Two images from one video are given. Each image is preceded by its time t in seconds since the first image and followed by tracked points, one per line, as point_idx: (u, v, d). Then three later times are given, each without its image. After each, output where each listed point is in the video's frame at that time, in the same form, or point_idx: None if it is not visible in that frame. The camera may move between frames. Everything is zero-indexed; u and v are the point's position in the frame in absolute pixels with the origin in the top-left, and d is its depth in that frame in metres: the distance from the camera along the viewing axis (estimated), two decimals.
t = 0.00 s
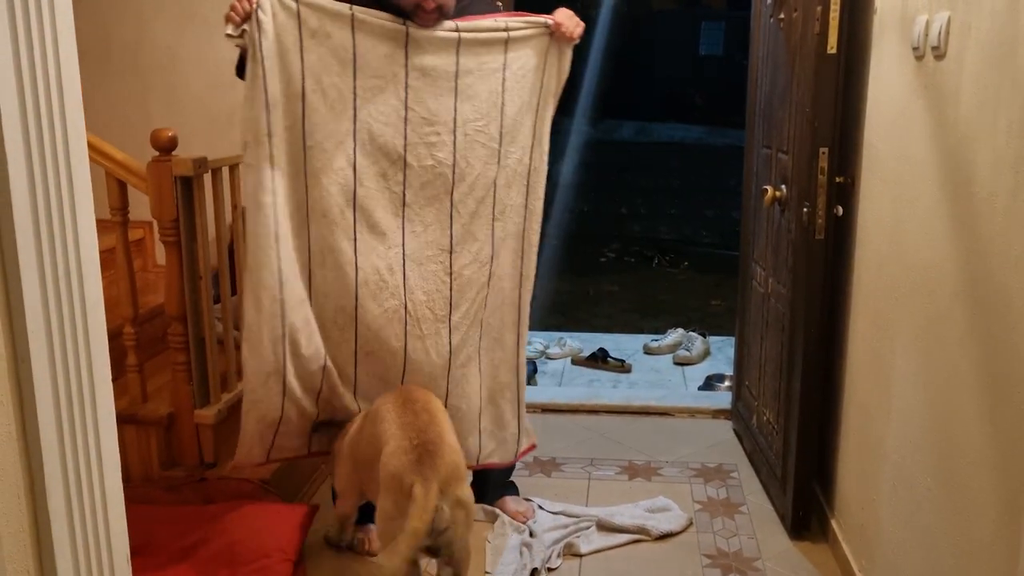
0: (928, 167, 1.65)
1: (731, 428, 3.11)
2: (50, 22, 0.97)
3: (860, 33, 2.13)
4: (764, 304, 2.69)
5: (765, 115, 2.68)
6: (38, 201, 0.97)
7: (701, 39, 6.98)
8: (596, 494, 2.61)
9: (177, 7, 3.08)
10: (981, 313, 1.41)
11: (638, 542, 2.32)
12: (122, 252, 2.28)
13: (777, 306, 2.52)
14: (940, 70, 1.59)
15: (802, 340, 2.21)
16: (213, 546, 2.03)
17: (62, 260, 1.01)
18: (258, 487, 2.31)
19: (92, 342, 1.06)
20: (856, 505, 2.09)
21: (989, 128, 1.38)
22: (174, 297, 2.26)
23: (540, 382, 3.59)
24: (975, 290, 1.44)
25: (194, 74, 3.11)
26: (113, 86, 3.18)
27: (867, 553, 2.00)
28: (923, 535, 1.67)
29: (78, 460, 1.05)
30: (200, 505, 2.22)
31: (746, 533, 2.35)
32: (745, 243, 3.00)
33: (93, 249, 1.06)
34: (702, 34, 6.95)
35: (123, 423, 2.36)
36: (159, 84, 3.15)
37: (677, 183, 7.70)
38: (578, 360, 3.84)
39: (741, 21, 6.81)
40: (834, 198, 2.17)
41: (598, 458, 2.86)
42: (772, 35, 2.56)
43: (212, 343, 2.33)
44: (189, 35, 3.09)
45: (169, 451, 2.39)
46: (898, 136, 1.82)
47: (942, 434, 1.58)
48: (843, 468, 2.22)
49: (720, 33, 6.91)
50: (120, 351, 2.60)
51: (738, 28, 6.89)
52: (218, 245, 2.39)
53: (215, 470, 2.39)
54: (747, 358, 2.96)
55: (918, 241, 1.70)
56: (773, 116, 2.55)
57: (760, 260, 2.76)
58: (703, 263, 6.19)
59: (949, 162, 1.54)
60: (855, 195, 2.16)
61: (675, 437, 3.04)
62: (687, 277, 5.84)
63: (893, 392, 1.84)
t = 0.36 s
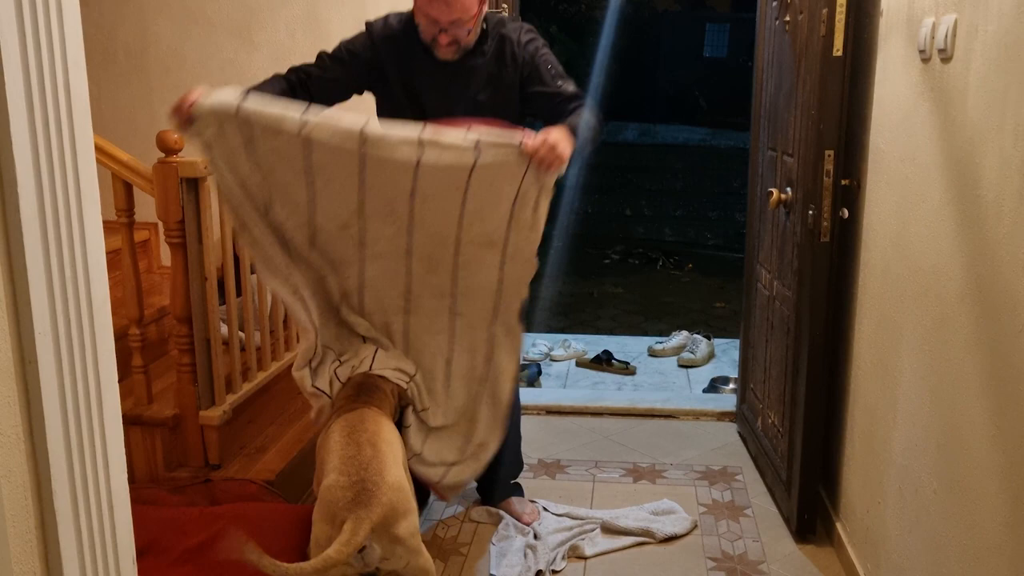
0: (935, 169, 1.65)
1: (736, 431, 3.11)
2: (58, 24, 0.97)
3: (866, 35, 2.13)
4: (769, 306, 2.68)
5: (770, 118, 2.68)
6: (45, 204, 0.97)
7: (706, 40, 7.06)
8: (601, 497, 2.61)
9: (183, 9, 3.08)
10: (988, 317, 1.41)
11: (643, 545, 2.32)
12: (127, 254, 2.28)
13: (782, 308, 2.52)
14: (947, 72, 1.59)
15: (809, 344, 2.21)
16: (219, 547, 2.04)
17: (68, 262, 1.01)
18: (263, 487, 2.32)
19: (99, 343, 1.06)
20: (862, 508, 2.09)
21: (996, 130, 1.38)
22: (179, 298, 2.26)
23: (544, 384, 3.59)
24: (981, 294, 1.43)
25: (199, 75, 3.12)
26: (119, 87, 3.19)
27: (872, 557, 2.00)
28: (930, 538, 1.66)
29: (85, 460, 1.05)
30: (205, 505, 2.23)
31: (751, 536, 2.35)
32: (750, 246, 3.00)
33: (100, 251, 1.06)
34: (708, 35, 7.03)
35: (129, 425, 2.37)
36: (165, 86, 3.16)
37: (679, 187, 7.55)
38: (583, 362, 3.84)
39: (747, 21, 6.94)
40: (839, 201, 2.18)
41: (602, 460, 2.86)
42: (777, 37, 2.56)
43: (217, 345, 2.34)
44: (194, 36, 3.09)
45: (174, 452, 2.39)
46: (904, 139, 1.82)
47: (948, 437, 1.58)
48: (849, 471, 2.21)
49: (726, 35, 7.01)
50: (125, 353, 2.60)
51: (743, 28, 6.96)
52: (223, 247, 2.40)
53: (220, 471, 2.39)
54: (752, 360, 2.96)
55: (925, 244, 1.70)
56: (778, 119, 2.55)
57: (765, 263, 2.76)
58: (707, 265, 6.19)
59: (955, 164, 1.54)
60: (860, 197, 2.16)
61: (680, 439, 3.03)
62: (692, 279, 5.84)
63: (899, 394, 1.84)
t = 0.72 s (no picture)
0: (942, 173, 1.64)
1: (742, 433, 3.11)
2: (69, 26, 0.97)
3: (873, 38, 2.13)
4: (775, 309, 2.68)
5: (776, 120, 2.68)
6: (56, 207, 0.98)
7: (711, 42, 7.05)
8: (606, 499, 2.60)
9: (190, 11, 3.09)
10: (995, 321, 1.41)
11: (649, 547, 2.32)
12: (135, 255, 2.29)
13: (788, 311, 2.51)
14: (954, 76, 1.59)
15: (814, 348, 2.20)
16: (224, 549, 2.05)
17: (78, 265, 1.01)
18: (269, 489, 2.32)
19: (108, 346, 1.06)
20: (867, 512, 2.09)
21: (1003, 134, 1.38)
22: (186, 300, 2.27)
23: (549, 386, 3.59)
24: (989, 298, 1.43)
25: (206, 78, 3.13)
26: (126, 90, 3.20)
27: (878, 561, 2.00)
28: (936, 543, 1.66)
29: (93, 463, 1.06)
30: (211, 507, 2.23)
31: (756, 539, 2.35)
32: (756, 248, 3.00)
33: (110, 253, 1.06)
34: (712, 37, 7.02)
35: (136, 426, 2.37)
36: (171, 88, 3.16)
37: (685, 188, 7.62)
38: (588, 364, 3.84)
39: (752, 25, 6.91)
40: (846, 203, 2.16)
41: (608, 463, 2.86)
42: (784, 40, 2.56)
43: (224, 347, 2.34)
44: (201, 39, 3.10)
45: (180, 453, 2.40)
46: (911, 142, 1.82)
47: (954, 442, 1.58)
48: (855, 475, 2.21)
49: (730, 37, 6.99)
50: (132, 354, 2.61)
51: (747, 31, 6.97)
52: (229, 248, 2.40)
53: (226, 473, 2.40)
54: (757, 363, 2.95)
55: (932, 248, 1.70)
56: (785, 121, 2.54)
57: (771, 265, 2.76)
58: (712, 267, 6.19)
59: (963, 169, 1.54)
60: (867, 200, 2.15)
61: (685, 442, 3.03)
62: (696, 282, 5.84)
63: (905, 397, 1.84)
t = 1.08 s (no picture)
0: (946, 177, 1.64)
1: (744, 436, 3.11)
2: (75, 27, 0.98)
3: (877, 41, 2.13)
4: (778, 312, 2.68)
5: (780, 123, 2.68)
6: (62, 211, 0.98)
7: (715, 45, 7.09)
8: (609, 502, 2.60)
9: (194, 13, 3.09)
10: (999, 325, 1.40)
11: (652, 549, 2.32)
12: (139, 256, 2.29)
13: (792, 314, 2.51)
14: (958, 79, 1.59)
15: (818, 351, 2.20)
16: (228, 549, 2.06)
17: (84, 268, 1.01)
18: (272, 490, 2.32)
19: (113, 346, 1.06)
20: (870, 515, 2.09)
21: (1008, 137, 1.38)
22: (190, 301, 2.27)
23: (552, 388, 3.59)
24: (993, 302, 1.43)
25: (211, 80, 3.14)
26: (130, 91, 3.20)
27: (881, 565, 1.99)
28: (940, 547, 1.66)
29: (98, 467, 1.06)
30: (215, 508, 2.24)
31: (759, 542, 2.35)
32: (760, 251, 3.00)
33: (115, 253, 1.07)
34: (717, 40, 7.06)
35: (139, 427, 2.38)
36: (176, 90, 3.17)
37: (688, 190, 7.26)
38: (591, 366, 3.84)
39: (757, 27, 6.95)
40: (850, 206, 2.16)
41: (611, 465, 2.86)
42: (788, 43, 2.56)
43: (228, 349, 2.34)
44: (206, 41, 3.11)
45: (184, 454, 2.40)
46: (915, 146, 1.82)
47: (958, 445, 1.57)
48: (858, 477, 2.21)
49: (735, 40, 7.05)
50: (136, 354, 2.62)
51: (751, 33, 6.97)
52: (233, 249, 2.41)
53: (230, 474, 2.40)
54: (760, 366, 2.95)
55: (936, 251, 1.69)
56: (789, 124, 2.54)
57: (775, 269, 2.76)
58: (715, 269, 6.19)
59: (967, 173, 1.54)
60: (871, 204, 2.16)
61: (688, 444, 3.03)
62: (700, 284, 5.84)
63: (909, 402, 1.83)
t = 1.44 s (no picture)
0: (950, 178, 1.64)
1: (748, 437, 3.10)
2: (79, 28, 0.98)
3: (880, 41, 2.13)
4: (782, 312, 2.68)
5: (783, 124, 2.68)
6: (66, 211, 0.98)
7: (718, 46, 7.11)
8: (612, 502, 2.60)
9: (198, 14, 3.10)
10: (1003, 326, 1.40)
11: (655, 550, 2.32)
12: (143, 256, 2.29)
13: (794, 314, 2.51)
14: (962, 80, 1.59)
15: (821, 351, 2.20)
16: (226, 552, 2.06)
17: (87, 269, 1.02)
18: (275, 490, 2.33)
19: (116, 345, 1.06)
20: (874, 515, 2.08)
21: (1011, 138, 1.37)
22: (194, 301, 2.27)
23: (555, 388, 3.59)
24: (996, 302, 1.43)
25: (215, 80, 3.14)
26: (133, 92, 3.21)
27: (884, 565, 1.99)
28: (943, 548, 1.66)
29: (101, 467, 1.06)
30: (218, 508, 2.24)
31: (762, 543, 2.34)
32: (762, 252, 3.00)
33: (118, 251, 1.07)
34: (719, 40, 7.08)
35: (142, 427, 2.38)
36: (179, 91, 3.17)
37: (692, 191, 7.24)
38: (594, 366, 3.84)
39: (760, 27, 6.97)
40: (853, 206, 2.16)
41: (614, 465, 2.86)
42: (791, 43, 2.56)
43: (231, 349, 2.35)
44: (210, 41, 3.11)
45: (187, 455, 2.41)
46: (919, 147, 1.82)
47: (962, 446, 1.57)
48: (861, 477, 2.21)
49: (737, 40, 7.07)
50: (140, 354, 2.62)
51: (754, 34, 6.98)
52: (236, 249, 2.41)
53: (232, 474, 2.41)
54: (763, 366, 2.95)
55: (939, 252, 1.69)
56: (792, 125, 2.54)
57: (778, 270, 2.75)
58: (717, 270, 6.19)
59: (970, 174, 1.54)
60: (874, 205, 2.16)
61: (691, 445, 3.03)
62: (703, 284, 5.84)
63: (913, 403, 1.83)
